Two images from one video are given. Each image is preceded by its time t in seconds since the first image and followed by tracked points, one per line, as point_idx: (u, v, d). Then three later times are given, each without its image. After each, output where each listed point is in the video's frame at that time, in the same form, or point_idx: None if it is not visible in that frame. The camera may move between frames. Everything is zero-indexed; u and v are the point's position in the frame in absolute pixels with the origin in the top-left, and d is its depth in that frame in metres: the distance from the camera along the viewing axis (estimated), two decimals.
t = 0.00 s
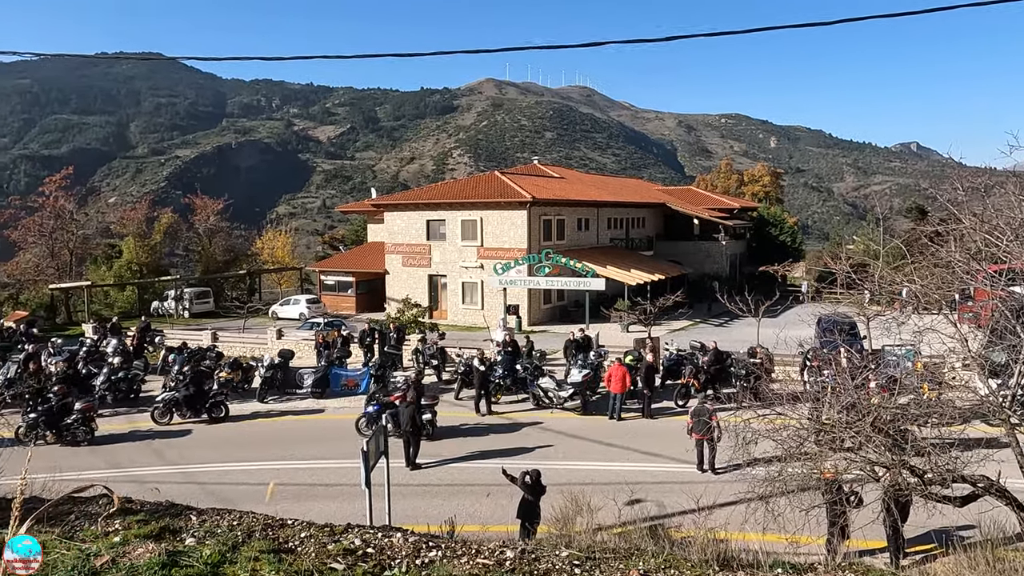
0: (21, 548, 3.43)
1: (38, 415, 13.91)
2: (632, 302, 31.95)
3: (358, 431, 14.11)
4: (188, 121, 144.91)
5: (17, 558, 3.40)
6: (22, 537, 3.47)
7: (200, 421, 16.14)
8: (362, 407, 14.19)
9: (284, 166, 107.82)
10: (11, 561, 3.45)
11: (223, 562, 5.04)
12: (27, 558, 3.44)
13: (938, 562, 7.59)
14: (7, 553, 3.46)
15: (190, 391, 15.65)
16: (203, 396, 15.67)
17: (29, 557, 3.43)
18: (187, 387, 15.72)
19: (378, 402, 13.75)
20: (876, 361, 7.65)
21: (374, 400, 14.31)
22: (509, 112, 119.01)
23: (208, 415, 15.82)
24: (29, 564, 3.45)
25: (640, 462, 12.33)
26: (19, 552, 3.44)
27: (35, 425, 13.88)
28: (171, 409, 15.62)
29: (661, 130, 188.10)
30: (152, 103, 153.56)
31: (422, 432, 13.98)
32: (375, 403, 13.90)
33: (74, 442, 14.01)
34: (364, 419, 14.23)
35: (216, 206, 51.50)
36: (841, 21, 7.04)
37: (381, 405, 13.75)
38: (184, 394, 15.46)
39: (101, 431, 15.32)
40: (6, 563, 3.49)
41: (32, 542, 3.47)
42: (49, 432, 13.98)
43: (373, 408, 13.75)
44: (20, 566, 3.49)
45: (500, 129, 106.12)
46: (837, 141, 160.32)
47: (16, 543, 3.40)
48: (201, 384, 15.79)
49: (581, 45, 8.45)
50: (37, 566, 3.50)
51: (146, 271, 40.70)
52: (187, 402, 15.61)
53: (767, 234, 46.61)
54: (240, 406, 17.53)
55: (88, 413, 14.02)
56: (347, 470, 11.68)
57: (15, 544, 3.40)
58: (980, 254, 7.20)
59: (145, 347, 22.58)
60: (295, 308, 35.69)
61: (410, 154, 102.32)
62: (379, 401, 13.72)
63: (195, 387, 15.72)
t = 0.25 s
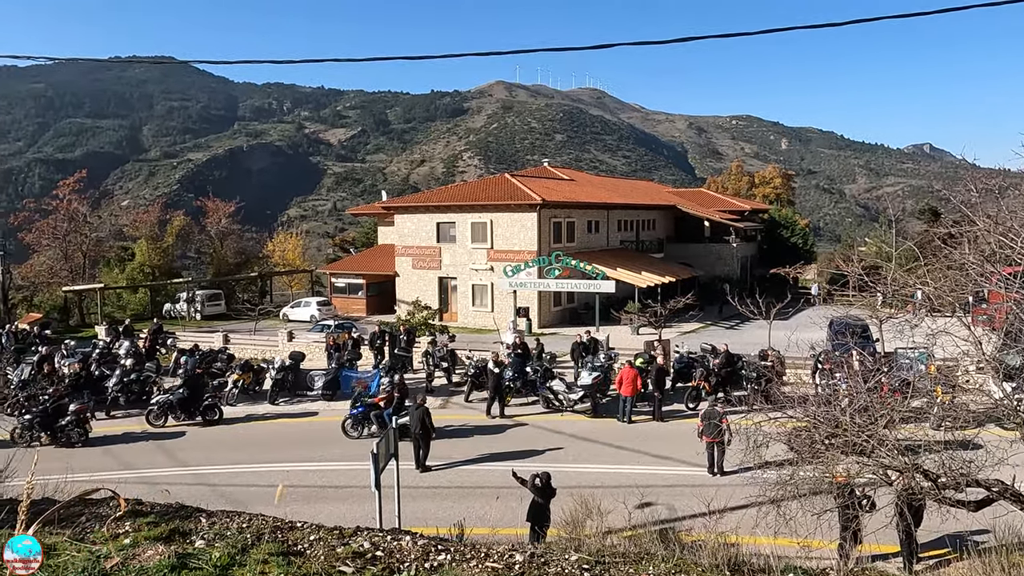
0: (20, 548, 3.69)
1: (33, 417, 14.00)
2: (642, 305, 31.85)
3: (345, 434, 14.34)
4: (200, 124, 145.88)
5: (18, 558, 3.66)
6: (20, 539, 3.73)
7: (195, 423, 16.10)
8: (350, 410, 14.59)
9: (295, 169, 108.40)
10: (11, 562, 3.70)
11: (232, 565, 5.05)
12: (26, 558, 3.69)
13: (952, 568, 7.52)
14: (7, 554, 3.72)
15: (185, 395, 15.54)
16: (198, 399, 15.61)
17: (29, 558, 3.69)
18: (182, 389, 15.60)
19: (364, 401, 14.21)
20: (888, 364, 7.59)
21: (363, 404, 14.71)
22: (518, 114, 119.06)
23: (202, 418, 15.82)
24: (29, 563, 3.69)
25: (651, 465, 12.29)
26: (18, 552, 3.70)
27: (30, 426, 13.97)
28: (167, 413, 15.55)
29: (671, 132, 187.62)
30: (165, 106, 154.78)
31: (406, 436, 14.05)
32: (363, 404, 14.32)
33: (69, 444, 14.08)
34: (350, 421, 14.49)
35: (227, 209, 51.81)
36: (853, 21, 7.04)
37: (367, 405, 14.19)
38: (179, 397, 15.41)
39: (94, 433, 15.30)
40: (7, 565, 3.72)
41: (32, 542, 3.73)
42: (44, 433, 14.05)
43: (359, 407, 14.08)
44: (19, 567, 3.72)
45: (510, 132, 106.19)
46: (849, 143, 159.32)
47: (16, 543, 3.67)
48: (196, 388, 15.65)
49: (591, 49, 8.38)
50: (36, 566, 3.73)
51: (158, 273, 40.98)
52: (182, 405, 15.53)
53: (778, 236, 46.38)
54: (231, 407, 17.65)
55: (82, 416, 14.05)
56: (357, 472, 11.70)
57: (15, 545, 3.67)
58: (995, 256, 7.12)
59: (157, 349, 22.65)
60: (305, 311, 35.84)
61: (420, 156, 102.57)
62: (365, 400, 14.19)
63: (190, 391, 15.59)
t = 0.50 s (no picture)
0: (21, 548, 3.69)
1: (30, 418, 14.11)
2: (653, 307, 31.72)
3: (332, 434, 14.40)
4: (212, 127, 146.89)
5: (18, 558, 3.65)
6: (21, 539, 3.73)
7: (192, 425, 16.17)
8: (338, 411, 14.62)
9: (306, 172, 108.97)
10: (12, 562, 3.71)
11: (242, 567, 5.06)
12: (27, 558, 3.68)
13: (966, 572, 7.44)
14: (8, 554, 3.73)
15: (182, 397, 15.62)
16: (194, 402, 15.67)
17: (29, 558, 3.68)
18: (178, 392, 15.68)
19: (352, 402, 14.23)
20: (901, 366, 7.52)
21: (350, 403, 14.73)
22: (529, 116, 119.09)
23: (198, 420, 15.89)
24: (28, 563, 3.68)
25: (661, 468, 12.25)
26: (19, 552, 3.69)
27: (27, 427, 14.10)
28: (163, 415, 15.62)
29: (682, 134, 187.16)
30: (177, 110, 156.02)
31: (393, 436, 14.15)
32: (350, 404, 14.40)
33: (65, 445, 14.24)
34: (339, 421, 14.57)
35: (239, 211, 52.12)
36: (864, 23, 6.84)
37: (355, 406, 14.22)
38: (175, 400, 15.46)
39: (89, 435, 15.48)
40: (8, 564, 3.72)
41: (32, 543, 3.72)
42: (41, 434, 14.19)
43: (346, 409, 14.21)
44: (19, 567, 3.71)
45: (520, 134, 106.21)
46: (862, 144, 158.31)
47: (16, 543, 3.67)
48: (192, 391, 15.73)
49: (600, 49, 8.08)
50: (36, 566, 3.72)
51: (170, 275, 41.28)
52: (178, 408, 15.60)
53: (790, 238, 46.13)
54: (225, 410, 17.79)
55: (78, 418, 14.18)
56: (368, 474, 11.71)
57: (16, 545, 3.66)
58: (1011, 259, 7.03)
59: (169, 351, 22.77)
60: (316, 313, 35.95)
61: (431, 158, 102.80)
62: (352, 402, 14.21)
63: (186, 393, 15.66)
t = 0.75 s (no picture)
0: (20, 548, 3.48)
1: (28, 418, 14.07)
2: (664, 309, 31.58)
3: (323, 435, 14.47)
4: (225, 130, 147.88)
5: (18, 558, 3.45)
6: (21, 538, 3.52)
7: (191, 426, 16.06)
8: (328, 411, 14.66)
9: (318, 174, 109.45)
10: (11, 562, 3.50)
11: (253, 569, 5.07)
12: (27, 558, 3.48)
13: None
14: (7, 554, 3.52)
15: (180, 399, 15.53)
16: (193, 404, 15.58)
17: (29, 559, 3.47)
18: (177, 394, 15.58)
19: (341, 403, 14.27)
20: (915, 369, 7.42)
21: (341, 404, 14.77)
22: (539, 118, 119.14)
23: (197, 422, 15.82)
24: (28, 564, 3.47)
25: (672, 471, 12.18)
26: (19, 552, 3.48)
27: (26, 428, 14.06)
28: (162, 416, 15.48)
29: (693, 135, 186.54)
30: (191, 113, 157.24)
31: (382, 437, 14.15)
32: (339, 405, 14.43)
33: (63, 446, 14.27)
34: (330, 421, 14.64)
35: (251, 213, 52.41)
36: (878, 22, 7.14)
37: (344, 407, 14.25)
38: (174, 402, 15.34)
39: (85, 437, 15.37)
40: (8, 564, 3.52)
41: (32, 542, 3.52)
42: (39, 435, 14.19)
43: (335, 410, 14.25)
44: (20, 567, 3.51)
45: (531, 136, 106.19)
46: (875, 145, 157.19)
47: (17, 543, 3.47)
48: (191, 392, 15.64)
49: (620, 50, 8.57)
50: (37, 566, 3.51)
51: (183, 277, 41.55)
52: (177, 410, 15.50)
53: (802, 240, 45.85)
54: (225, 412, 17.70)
55: (76, 419, 14.19)
56: (378, 476, 11.71)
57: (16, 544, 3.46)
58: None
59: (181, 351, 22.87)
60: (327, 314, 36.06)
61: (442, 161, 103.02)
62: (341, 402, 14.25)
63: (185, 395, 15.57)
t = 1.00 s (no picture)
0: (21, 547, 3.16)
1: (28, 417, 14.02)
2: (676, 311, 31.45)
3: (316, 435, 14.61)
4: (238, 133, 148.90)
5: (17, 558, 3.12)
6: (22, 537, 3.20)
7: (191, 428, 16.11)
8: (321, 412, 14.83)
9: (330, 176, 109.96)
10: (11, 562, 3.18)
11: (264, 571, 5.08)
12: (27, 558, 3.16)
13: None
14: (6, 554, 3.20)
15: (180, 401, 15.56)
16: (194, 405, 15.61)
17: (29, 558, 3.15)
18: (177, 396, 15.61)
19: (333, 403, 14.45)
20: (931, 372, 7.33)
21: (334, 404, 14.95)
22: (550, 120, 119.13)
23: (198, 423, 15.83)
24: (29, 564, 3.16)
25: (684, 473, 12.12)
26: (18, 551, 3.17)
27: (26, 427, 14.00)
28: (163, 418, 15.54)
29: (705, 137, 185.77)
30: (204, 115, 158.43)
31: (373, 437, 14.27)
32: (332, 405, 14.55)
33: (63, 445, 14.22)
34: (323, 421, 14.78)
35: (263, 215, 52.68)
36: (893, 22, 6.70)
37: (336, 407, 14.41)
38: (174, 403, 15.39)
39: (84, 437, 15.46)
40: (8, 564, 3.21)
41: (33, 542, 3.20)
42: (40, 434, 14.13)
43: (329, 410, 14.39)
44: (20, 568, 3.19)
45: (542, 138, 106.15)
46: (889, 146, 156.08)
47: (15, 542, 3.13)
48: (191, 394, 15.67)
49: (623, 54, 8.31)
50: (38, 566, 3.19)
51: (197, 278, 41.82)
52: (177, 411, 15.52)
53: (815, 241, 45.55)
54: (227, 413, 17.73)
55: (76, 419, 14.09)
56: (390, 477, 11.72)
57: (15, 544, 3.13)
58: None
59: (194, 352, 22.98)
60: (339, 316, 36.17)
61: (453, 163, 103.24)
62: (333, 402, 14.42)
63: (185, 397, 15.60)
